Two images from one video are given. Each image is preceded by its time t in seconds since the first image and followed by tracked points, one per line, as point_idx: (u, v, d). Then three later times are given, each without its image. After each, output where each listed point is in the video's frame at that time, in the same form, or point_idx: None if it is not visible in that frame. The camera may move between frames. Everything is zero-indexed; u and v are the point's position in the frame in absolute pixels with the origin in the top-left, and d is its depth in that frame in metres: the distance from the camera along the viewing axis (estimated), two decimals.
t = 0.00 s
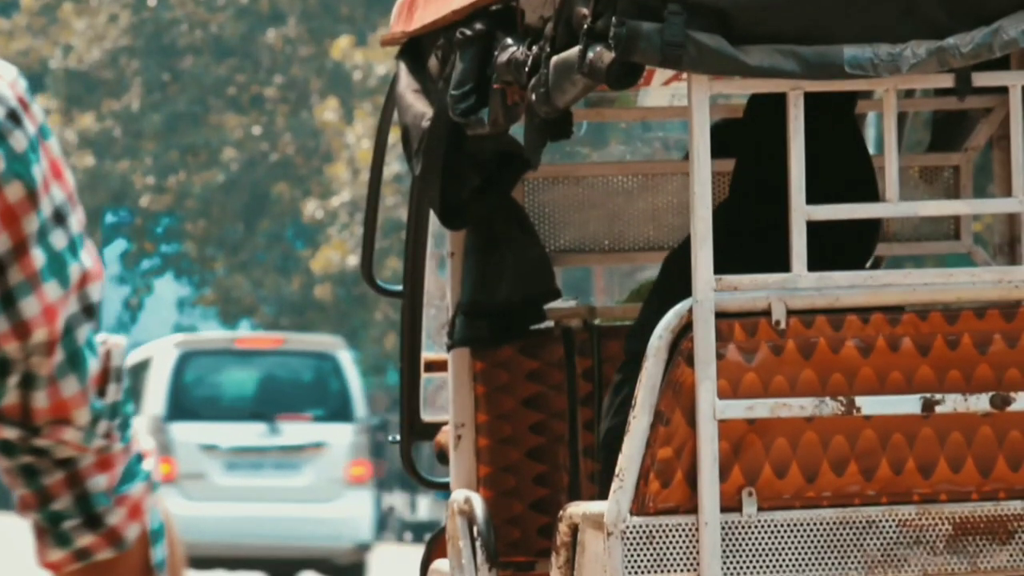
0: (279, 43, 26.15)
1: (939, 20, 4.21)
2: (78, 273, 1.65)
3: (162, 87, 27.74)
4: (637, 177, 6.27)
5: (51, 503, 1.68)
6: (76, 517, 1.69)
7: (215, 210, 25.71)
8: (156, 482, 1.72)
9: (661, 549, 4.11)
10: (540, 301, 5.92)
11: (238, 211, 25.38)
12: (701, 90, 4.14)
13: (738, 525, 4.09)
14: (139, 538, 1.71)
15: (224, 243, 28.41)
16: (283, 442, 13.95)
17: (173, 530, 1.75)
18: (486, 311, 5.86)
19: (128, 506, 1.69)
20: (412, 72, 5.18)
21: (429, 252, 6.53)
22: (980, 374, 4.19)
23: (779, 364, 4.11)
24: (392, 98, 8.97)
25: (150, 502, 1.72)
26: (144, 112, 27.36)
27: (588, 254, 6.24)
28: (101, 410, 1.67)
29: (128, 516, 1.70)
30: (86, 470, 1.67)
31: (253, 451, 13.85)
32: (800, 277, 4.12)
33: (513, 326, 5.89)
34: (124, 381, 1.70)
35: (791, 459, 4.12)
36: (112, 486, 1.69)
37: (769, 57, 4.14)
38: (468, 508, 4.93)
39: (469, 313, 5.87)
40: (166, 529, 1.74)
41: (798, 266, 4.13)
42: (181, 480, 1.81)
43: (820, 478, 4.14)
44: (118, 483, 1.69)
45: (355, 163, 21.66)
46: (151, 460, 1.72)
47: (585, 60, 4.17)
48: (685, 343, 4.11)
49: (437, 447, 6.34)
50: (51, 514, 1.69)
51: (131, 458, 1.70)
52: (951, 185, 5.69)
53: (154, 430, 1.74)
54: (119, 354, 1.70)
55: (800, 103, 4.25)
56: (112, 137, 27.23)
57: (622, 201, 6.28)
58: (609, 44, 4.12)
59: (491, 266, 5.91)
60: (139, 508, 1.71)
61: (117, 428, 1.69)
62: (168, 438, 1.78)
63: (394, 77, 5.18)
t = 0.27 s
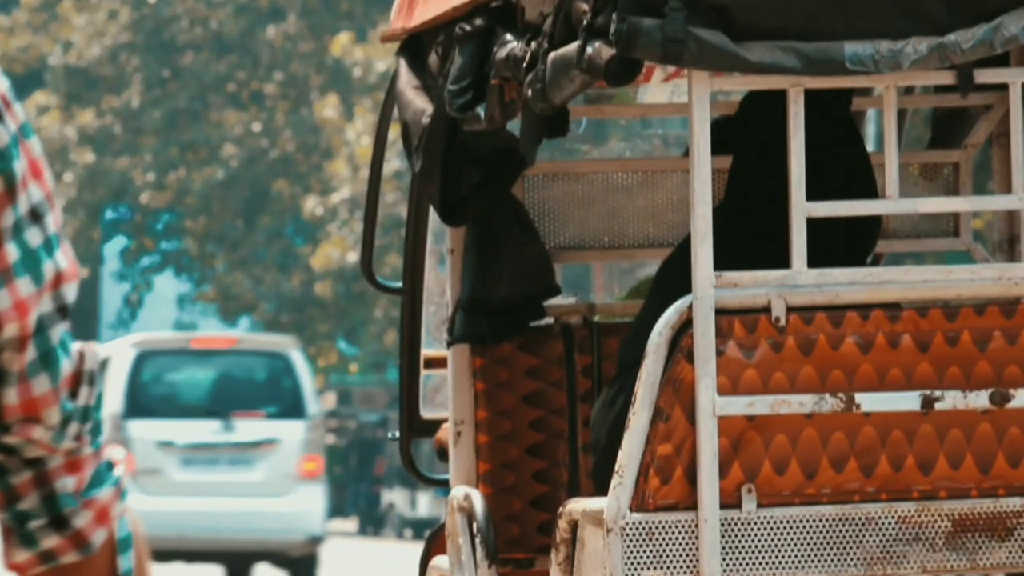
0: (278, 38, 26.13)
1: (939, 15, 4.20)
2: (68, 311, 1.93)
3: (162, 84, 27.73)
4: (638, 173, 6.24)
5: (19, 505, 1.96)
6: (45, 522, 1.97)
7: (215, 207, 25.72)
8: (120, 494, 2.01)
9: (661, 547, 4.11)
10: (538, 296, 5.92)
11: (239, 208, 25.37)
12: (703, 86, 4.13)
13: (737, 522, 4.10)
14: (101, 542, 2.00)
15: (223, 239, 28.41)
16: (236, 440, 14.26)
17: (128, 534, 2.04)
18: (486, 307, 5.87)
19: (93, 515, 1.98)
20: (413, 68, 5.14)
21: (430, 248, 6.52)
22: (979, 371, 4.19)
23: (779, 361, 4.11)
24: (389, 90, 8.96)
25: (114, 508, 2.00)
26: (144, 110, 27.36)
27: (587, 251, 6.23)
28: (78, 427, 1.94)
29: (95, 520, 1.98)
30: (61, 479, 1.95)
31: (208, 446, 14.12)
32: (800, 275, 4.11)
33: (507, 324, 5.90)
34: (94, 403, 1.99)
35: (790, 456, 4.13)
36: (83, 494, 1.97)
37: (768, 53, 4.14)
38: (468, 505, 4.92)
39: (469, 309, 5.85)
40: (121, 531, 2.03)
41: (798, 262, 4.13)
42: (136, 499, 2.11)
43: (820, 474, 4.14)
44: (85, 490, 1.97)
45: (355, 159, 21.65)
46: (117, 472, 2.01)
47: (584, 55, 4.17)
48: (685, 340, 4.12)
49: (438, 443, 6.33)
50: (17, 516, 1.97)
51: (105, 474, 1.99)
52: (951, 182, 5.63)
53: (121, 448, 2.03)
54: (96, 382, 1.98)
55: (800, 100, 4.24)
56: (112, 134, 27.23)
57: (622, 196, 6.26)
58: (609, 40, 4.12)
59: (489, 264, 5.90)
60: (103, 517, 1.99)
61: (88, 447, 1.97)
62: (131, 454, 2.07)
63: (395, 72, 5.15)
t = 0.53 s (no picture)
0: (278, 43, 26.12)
1: (934, 24, 4.24)
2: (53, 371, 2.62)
3: (163, 87, 27.76)
4: (634, 176, 6.27)
5: None
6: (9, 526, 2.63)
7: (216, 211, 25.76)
8: (84, 509, 2.69)
9: (656, 548, 4.14)
10: (536, 299, 5.94)
11: (240, 211, 25.42)
12: (699, 90, 4.17)
13: (733, 523, 4.13)
14: (66, 546, 2.68)
15: (224, 242, 28.44)
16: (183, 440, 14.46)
17: (93, 544, 2.74)
18: (481, 309, 5.87)
19: (58, 523, 2.66)
20: (412, 72, 5.16)
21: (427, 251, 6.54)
22: (973, 374, 4.21)
23: (774, 363, 4.15)
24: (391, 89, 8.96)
25: (79, 517, 2.68)
26: (145, 113, 27.38)
27: (586, 253, 6.28)
28: (46, 451, 2.62)
29: (59, 526, 2.66)
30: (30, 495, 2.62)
31: (153, 448, 14.32)
32: (795, 277, 4.15)
33: (503, 325, 5.92)
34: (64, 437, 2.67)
35: (786, 457, 4.16)
36: (49, 504, 2.65)
37: (765, 58, 4.16)
38: (465, 504, 4.95)
39: (467, 311, 5.87)
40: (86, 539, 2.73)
41: (794, 265, 4.16)
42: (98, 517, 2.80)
43: (814, 476, 4.18)
44: (50, 498, 2.65)
45: (355, 164, 21.64)
46: (81, 487, 2.69)
47: (582, 61, 4.20)
48: (681, 342, 4.14)
49: (434, 442, 6.37)
50: None
51: (71, 491, 2.67)
52: (947, 185, 5.64)
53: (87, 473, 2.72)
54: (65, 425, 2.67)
55: (796, 104, 4.27)
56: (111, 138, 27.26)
57: (620, 200, 6.29)
58: (606, 45, 4.15)
59: (488, 267, 5.92)
60: (68, 525, 2.67)
61: (60, 473, 2.66)
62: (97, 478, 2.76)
63: (392, 76, 5.17)
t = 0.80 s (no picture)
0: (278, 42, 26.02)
1: (926, 24, 4.24)
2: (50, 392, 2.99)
3: (164, 88, 27.78)
4: (627, 179, 6.29)
5: None
6: None
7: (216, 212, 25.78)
8: (67, 513, 3.07)
9: (650, 548, 4.15)
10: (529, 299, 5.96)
11: (241, 213, 25.44)
12: (692, 92, 4.18)
13: (725, 523, 4.14)
14: (47, 550, 3.05)
15: (225, 243, 28.47)
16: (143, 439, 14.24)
17: (73, 548, 3.13)
18: (476, 309, 5.89)
19: (42, 527, 3.03)
20: (407, 73, 5.15)
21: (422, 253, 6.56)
22: (965, 374, 4.22)
23: (767, 364, 4.16)
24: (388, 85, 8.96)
25: (61, 520, 3.06)
26: (146, 114, 27.40)
27: (581, 255, 6.28)
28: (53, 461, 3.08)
29: (42, 531, 3.03)
30: (24, 501, 2.98)
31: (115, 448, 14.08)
32: (789, 279, 4.17)
33: (498, 327, 5.94)
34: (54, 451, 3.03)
35: (778, 458, 4.17)
36: (34, 510, 3.01)
37: (757, 60, 4.17)
38: (459, 506, 4.95)
39: (462, 312, 5.89)
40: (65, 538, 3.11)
41: (787, 268, 4.18)
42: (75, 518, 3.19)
43: (808, 476, 4.18)
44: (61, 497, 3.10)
45: (356, 164, 21.43)
46: (63, 493, 3.06)
47: (577, 63, 4.21)
48: (674, 342, 4.15)
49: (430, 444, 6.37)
50: None
51: (55, 498, 3.04)
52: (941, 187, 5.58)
53: (70, 482, 3.09)
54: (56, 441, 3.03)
55: (788, 106, 4.28)
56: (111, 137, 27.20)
57: (615, 201, 6.30)
58: (600, 47, 4.16)
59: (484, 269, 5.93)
60: (51, 529, 3.05)
61: (49, 483, 3.03)
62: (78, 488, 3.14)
63: (387, 78, 5.16)
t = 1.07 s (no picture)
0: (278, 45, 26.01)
1: (917, 28, 4.26)
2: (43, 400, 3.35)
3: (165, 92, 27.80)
4: (619, 181, 6.31)
5: None
6: None
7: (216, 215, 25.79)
8: (57, 514, 3.41)
9: (641, 551, 4.18)
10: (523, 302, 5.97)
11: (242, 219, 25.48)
12: (684, 97, 4.21)
13: (717, 524, 4.16)
14: (37, 549, 3.38)
15: (225, 246, 28.50)
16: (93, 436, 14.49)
17: (62, 551, 3.46)
18: (472, 313, 5.92)
19: (32, 525, 3.35)
20: (400, 78, 5.16)
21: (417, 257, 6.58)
22: (956, 377, 4.24)
23: (759, 367, 4.18)
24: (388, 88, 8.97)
25: (48, 521, 3.39)
26: (148, 118, 27.43)
27: (575, 258, 6.29)
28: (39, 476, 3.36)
29: (31, 531, 3.36)
30: (13, 500, 3.32)
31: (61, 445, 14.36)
32: (779, 283, 4.20)
33: (492, 329, 5.96)
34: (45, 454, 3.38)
35: (770, 461, 4.19)
36: (23, 509, 3.35)
37: (748, 65, 4.20)
38: (453, 508, 4.96)
39: (456, 315, 5.91)
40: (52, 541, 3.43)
41: (779, 271, 4.20)
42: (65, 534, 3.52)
43: (799, 479, 4.21)
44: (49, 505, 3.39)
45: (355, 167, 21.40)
46: (53, 495, 3.40)
47: (569, 68, 4.24)
48: (665, 346, 4.19)
49: (425, 447, 6.38)
50: None
51: (44, 498, 3.38)
52: (933, 191, 5.54)
53: (60, 488, 3.44)
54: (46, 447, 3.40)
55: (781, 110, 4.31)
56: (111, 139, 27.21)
57: (607, 205, 6.31)
58: (592, 52, 4.20)
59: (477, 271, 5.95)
60: (40, 529, 3.38)
61: (40, 482, 3.38)
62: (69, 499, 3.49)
63: (381, 83, 5.18)
